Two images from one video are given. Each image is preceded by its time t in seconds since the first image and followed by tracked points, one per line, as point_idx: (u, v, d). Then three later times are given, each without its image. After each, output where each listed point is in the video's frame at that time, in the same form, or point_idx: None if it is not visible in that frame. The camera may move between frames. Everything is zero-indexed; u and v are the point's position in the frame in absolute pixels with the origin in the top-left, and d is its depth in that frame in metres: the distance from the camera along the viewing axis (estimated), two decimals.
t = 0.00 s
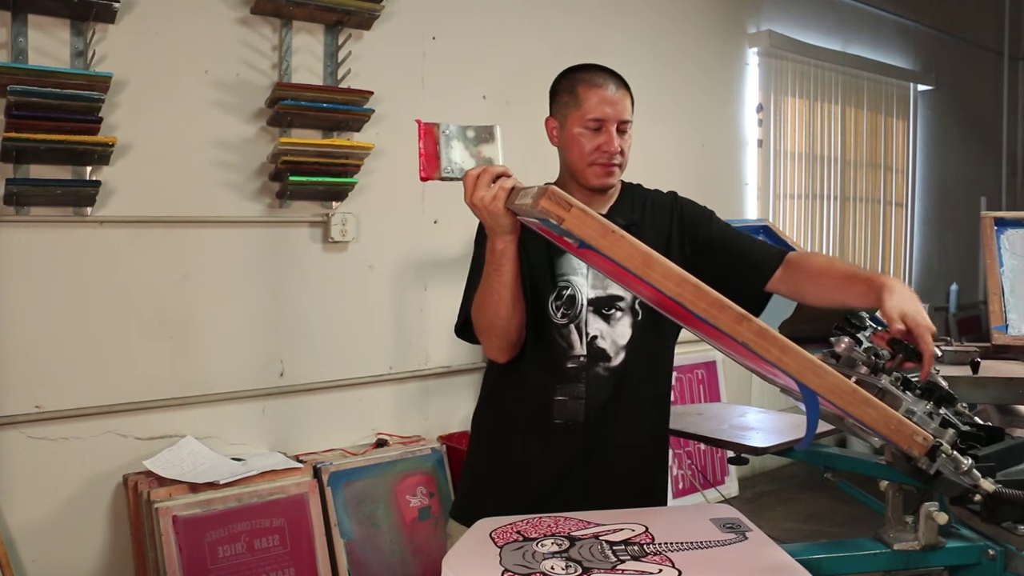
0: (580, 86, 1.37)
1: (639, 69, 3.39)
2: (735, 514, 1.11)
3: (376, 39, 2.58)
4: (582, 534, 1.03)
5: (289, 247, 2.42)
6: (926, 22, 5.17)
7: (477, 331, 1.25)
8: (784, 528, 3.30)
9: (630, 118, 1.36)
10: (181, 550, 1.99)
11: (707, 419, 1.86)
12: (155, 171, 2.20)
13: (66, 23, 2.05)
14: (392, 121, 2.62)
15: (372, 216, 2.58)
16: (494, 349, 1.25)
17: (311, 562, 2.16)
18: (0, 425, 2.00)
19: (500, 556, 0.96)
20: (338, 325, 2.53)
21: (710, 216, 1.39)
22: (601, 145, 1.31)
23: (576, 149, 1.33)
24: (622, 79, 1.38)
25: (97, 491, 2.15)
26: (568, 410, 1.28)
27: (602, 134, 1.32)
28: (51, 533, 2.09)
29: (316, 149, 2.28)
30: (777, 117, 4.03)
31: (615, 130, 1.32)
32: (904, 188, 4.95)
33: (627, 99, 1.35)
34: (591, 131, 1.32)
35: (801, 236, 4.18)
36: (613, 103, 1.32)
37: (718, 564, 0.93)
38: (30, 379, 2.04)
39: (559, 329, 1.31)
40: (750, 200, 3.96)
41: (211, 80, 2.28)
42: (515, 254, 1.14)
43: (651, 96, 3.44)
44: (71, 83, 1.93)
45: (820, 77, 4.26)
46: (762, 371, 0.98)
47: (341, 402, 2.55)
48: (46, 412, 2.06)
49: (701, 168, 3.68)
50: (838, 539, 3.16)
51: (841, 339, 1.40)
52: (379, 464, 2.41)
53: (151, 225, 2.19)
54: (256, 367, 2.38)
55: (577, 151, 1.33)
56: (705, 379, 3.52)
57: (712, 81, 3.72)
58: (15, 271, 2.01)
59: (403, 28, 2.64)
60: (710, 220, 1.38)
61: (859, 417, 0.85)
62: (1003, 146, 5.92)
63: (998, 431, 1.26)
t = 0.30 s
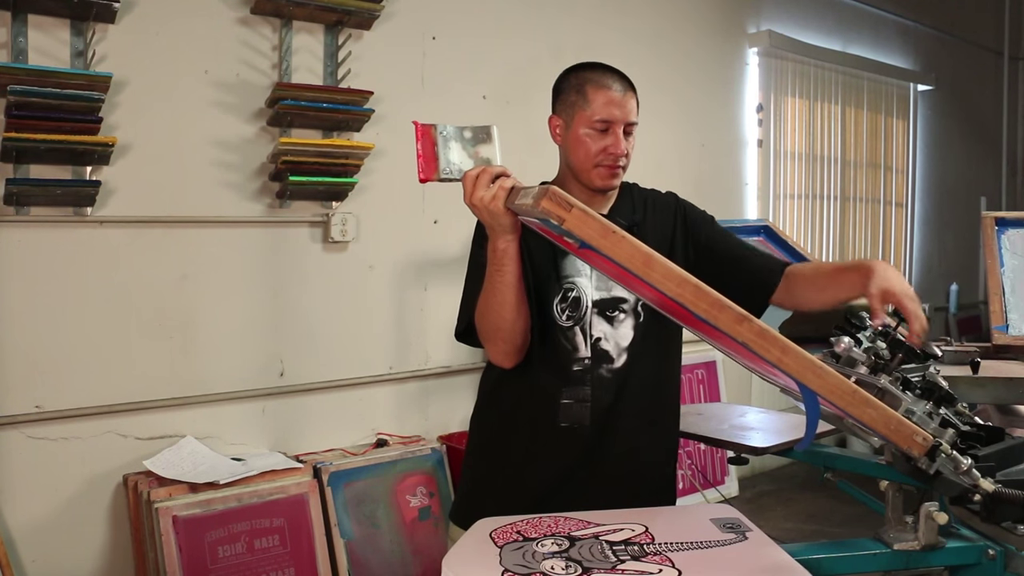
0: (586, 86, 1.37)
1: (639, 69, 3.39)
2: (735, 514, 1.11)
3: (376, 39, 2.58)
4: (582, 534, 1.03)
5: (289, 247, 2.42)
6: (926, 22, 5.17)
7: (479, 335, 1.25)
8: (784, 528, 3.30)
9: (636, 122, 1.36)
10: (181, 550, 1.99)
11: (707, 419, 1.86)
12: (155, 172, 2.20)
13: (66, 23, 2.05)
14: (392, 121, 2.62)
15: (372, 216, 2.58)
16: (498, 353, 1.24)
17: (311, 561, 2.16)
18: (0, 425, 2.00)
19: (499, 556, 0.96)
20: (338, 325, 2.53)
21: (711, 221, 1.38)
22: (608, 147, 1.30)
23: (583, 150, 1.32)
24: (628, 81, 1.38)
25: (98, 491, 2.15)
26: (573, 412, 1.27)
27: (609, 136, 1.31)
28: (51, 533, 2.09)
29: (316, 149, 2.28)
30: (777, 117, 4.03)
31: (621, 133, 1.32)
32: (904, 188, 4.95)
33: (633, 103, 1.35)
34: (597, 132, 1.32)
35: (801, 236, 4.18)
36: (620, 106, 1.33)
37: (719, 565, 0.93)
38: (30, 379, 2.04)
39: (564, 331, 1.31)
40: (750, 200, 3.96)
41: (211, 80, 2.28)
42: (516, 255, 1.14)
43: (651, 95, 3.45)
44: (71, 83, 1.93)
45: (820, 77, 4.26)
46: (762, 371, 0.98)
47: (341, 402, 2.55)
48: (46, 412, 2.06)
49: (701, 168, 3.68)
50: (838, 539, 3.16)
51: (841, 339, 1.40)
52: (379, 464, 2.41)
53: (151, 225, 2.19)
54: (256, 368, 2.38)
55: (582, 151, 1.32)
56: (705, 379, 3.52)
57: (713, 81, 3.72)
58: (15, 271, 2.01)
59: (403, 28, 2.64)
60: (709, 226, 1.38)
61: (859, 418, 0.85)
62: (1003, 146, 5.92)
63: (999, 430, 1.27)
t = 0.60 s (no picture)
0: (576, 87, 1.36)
1: (639, 69, 3.39)
2: (735, 514, 1.11)
3: (376, 39, 2.58)
4: (582, 534, 1.03)
5: (289, 247, 2.42)
6: (926, 22, 5.17)
7: (480, 337, 1.24)
8: (784, 528, 3.30)
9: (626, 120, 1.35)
10: (181, 550, 1.99)
11: (706, 419, 1.86)
12: (155, 171, 2.20)
13: (66, 23, 2.05)
14: (392, 121, 2.62)
15: (372, 216, 2.58)
16: (498, 354, 1.24)
17: (311, 561, 2.16)
18: None
19: (500, 556, 0.96)
20: (338, 325, 2.53)
21: (701, 239, 1.42)
22: (598, 149, 1.30)
23: (572, 152, 1.32)
24: (617, 81, 1.37)
25: (98, 491, 2.15)
26: (573, 412, 1.28)
27: (599, 138, 1.31)
28: (51, 533, 2.09)
29: (315, 149, 2.28)
30: (777, 117, 4.03)
31: (611, 133, 1.31)
32: (904, 188, 4.95)
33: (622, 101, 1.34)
34: (587, 134, 1.31)
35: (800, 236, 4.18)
36: (609, 107, 1.32)
37: (719, 564, 0.93)
38: (29, 379, 2.04)
39: (564, 329, 1.30)
40: (750, 200, 3.96)
41: (211, 80, 2.28)
42: (515, 255, 1.14)
43: (651, 95, 3.45)
44: (71, 83, 1.93)
45: (820, 78, 4.26)
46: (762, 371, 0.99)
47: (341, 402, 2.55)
48: (46, 412, 2.06)
49: (701, 167, 3.68)
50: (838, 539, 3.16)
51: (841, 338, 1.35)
52: (379, 464, 2.41)
53: (151, 225, 2.19)
54: (256, 368, 2.38)
55: (571, 154, 1.32)
56: (705, 379, 3.52)
57: (713, 81, 3.72)
58: (16, 271, 2.02)
59: (403, 28, 2.64)
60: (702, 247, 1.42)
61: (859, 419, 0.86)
62: (1002, 146, 5.92)
63: (998, 430, 1.28)
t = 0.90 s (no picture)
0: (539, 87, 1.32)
1: (639, 69, 3.39)
2: (735, 514, 1.11)
3: (376, 39, 2.58)
4: (582, 534, 1.03)
5: (289, 247, 2.42)
6: (926, 22, 5.17)
7: (476, 329, 1.23)
8: (784, 528, 3.29)
9: (584, 109, 1.26)
10: (181, 550, 1.99)
11: (706, 419, 1.86)
12: (155, 171, 2.20)
13: (66, 23, 2.05)
14: (392, 121, 2.62)
15: (372, 216, 2.58)
16: (495, 348, 1.23)
17: (311, 562, 2.16)
18: None
19: (500, 556, 0.96)
20: (337, 325, 2.53)
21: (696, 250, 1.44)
22: (538, 150, 1.28)
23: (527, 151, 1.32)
24: (578, 71, 1.29)
25: (97, 491, 2.15)
26: (564, 410, 1.27)
27: (541, 137, 1.27)
28: (51, 533, 2.09)
29: (315, 149, 2.28)
30: (777, 117, 4.03)
31: (553, 130, 1.26)
32: (904, 188, 4.95)
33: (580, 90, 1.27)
34: (535, 134, 1.29)
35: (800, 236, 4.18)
36: (550, 104, 1.26)
37: (719, 564, 0.94)
38: (29, 379, 2.04)
39: (562, 327, 1.30)
40: (750, 200, 3.96)
41: (211, 80, 2.28)
42: (515, 249, 1.14)
43: (651, 95, 3.45)
44: (71, 83, 1.93)
45: (820, 78, 4.26)
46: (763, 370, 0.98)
47: (341, 402, 2.55)
48: (46, 412, 2.06)
49: (701, 167, 3.68)
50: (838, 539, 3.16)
51: (840, 338, 1.35)
52: (379, 464, 2.41)
53: (151, 225, 2.19)
54: (256, 368, 2.38)
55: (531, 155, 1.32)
56: (705, 379, 3.53)
57: (712, 81, 3.72)
58: (17, 272, 2.02)
59: (403, 28, 2.64)
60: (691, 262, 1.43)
61: (862, 420, 0.85)
62: (1003, 146, 5.92)
63: (998, 430, 1.28)
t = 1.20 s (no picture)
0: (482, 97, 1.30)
1: (638, 69, 3.39)
2: (735, 514, 1.11)
3: (376, 39, 2.58)
4: (582, 534, 1.03)
5: (289, 247, 2.42)
6: (926, 22, 5.17)
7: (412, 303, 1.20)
8: (784, 528, 3.29)
9: (502, 117, 1.23)
10: (181, 550, 1.99)
11: (707, 419, 1.86)
12: (156, 171, 2.20)
13: (66, 23, 2.05)
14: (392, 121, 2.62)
15: (372, 216, 2.58)
16: (432, 320, 1.20)
17: (311, 561, 2.16)
18: None
19: (500, 556, 0.96)
20: (337, 325, 2.53)
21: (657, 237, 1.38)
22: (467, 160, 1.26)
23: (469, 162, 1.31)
24: (510, 80, 1.27)
25: (97, 491, 2.14)
26: (538, 402, 1.21)
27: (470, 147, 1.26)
28: (51, 533, 2.09)
29: (316, 149, 2.29)
30: (777, 117, 4.02)
31: (474, 139, 1.24)
32: (904, 188, 4.95)
33: (493, 101, 1.24)
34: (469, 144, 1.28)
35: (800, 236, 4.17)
36: (474, 113, 1.24)
37: (719, 564, 0.94)
38: (30, 379, 2.04)
39: (525, 320, 1.22)
40: (750, 200, 3.95)
41: (211, 80, 2.28)
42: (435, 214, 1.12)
43: (651, 95, 3.45)
44: (71, 83, 1.93)
45: (820, 78, 4.26)
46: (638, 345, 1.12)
47: (340, 402, 2.55)
48: (46, 412, 2.06)
49: (701, 168, 3.68)
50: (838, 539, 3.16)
51: (840, 338, 1.34)
52: (379, 464, 2.41)
53: (151, 225, 2.19)
54: (256, 368, 2.38)
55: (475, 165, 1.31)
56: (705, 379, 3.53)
57: (713, 81, 3.72)
58: (17, 272, 2.02)
59: (403, 28, 2.64)
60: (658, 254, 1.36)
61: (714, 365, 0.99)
62: (1003, 146, 5.92)
63: (998, 429, 1.30)
